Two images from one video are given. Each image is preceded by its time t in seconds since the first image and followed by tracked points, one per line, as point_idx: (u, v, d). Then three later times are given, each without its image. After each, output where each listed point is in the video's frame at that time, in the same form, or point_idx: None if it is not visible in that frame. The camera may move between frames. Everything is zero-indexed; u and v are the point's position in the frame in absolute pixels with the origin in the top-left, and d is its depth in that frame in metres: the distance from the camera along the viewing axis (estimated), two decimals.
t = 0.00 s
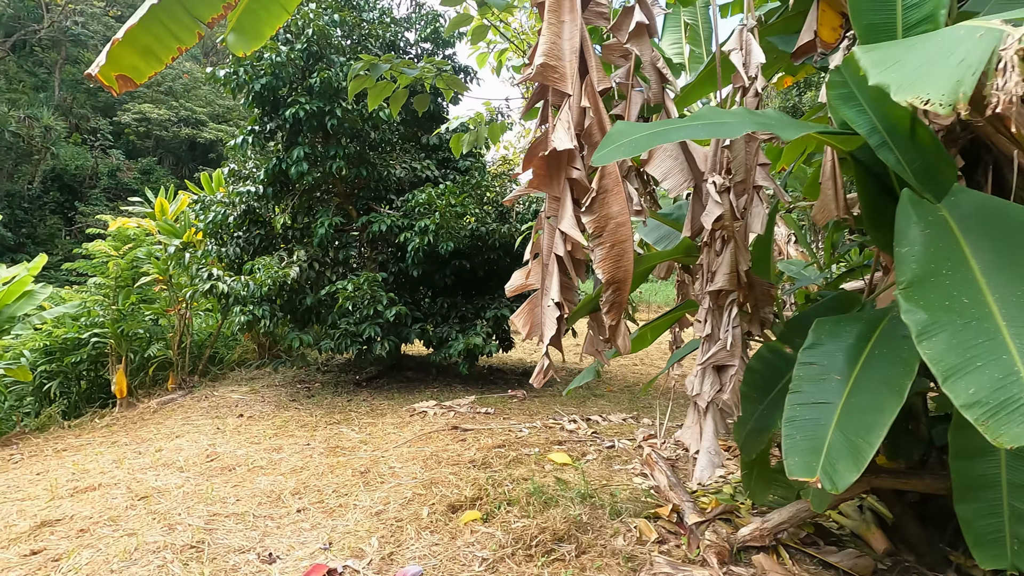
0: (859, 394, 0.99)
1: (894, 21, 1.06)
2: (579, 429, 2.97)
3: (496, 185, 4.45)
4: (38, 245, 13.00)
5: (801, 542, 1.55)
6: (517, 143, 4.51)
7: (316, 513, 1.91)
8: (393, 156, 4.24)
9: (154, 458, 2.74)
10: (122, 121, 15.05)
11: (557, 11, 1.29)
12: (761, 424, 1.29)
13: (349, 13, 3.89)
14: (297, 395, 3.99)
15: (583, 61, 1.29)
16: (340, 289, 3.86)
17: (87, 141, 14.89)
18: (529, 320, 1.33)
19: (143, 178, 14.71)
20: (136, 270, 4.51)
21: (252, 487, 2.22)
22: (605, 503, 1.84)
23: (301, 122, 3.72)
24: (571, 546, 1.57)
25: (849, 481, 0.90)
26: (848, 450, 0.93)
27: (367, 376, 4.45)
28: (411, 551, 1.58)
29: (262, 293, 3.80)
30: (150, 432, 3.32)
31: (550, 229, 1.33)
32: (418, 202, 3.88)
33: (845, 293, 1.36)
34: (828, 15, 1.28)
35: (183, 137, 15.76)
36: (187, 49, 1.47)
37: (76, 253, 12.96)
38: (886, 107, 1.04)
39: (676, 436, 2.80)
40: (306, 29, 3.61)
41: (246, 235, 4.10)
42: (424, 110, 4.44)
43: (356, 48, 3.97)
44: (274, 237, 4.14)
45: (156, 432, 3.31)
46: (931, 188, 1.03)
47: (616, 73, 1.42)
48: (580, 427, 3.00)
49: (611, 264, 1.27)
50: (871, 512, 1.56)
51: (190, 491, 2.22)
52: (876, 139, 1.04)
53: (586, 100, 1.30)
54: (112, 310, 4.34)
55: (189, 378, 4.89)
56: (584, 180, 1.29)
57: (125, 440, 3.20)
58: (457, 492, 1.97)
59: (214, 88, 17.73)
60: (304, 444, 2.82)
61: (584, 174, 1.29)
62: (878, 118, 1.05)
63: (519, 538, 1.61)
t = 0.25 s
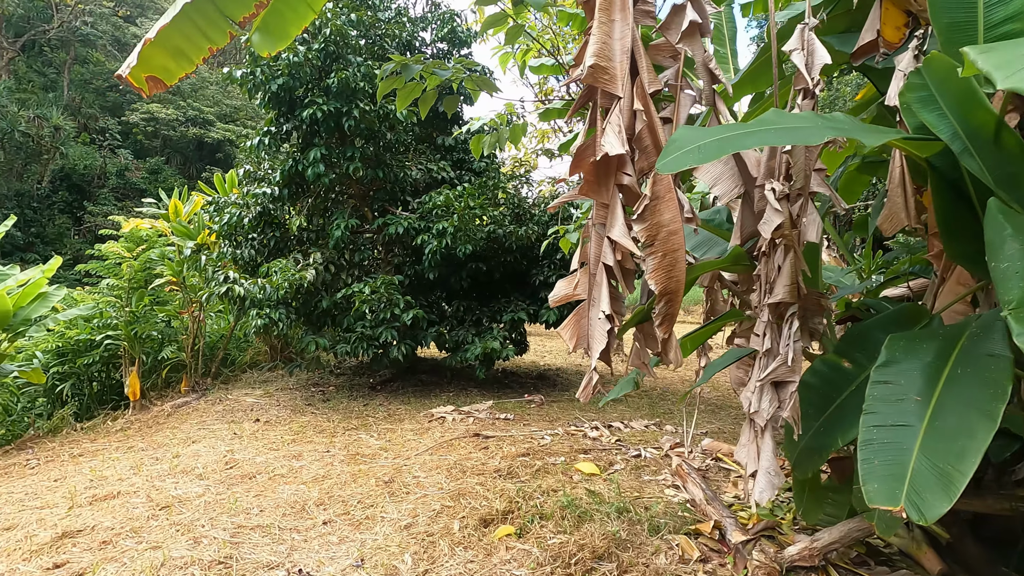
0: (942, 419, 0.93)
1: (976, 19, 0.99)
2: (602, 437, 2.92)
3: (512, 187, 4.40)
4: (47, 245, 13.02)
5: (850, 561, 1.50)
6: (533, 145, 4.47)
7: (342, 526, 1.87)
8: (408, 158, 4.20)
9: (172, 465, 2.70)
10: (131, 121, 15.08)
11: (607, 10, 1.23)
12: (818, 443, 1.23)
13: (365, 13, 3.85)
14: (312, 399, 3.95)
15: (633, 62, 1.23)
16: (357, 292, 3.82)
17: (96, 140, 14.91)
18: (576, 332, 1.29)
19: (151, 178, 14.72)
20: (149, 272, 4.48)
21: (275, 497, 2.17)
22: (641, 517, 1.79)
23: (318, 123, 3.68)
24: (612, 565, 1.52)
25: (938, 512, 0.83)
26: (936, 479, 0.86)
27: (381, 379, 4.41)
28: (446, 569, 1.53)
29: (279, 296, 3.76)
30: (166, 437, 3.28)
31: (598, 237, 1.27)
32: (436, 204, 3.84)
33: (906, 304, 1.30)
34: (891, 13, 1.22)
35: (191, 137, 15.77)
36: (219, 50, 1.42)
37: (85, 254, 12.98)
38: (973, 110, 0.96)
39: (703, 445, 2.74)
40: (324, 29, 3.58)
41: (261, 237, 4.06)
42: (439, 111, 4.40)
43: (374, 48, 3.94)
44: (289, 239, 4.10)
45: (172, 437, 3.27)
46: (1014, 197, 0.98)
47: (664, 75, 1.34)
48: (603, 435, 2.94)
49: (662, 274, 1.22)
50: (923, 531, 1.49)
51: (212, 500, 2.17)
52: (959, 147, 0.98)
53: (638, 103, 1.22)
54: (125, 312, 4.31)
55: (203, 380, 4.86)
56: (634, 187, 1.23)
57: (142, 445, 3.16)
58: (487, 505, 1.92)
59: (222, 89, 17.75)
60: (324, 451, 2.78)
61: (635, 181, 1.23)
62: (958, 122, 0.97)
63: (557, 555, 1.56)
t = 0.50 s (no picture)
0: (1019, 436, 0.91)
1: None
2: (623, 442, 2.89)
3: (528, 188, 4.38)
4: (56, 245, 13.07)
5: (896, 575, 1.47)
6: (549, 146, 4.44)
7: (372, 533, 1.85)
8: (424, 159, 4.19)
9: (193, 469, 2.69)
10: (139, 121, 15.13)
11: (657, 11, 1.20)
12: (872, 453, 1.19)
13: (382, 13, 3.83)
14: (328, 401, 3.94)
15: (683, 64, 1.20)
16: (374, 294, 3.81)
17: (104, 141, 14.95)
18: (622, 341, 1.27)
19: (159, 178, 14.76)
20: (163, 273, 4.47)
21: (299, 503, 2.15)
22: (676, 527, 1.75)
23: (335, 125, 3.67)
24: None
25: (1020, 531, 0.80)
26: (1015, 497, 0.84)
27: (396, 382, 4.39)
28: None
29: (296, 299, 3.71)
30: (184, 440, 3.27)
31: (645, 244, 1.24)
32: (453, 205, 3.83)
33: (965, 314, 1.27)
34: (950, 13, 1.20)
35: (199, 137, 15.80)
36: (256, 52, 1.39)
37: (94, 254, 13.02)
38: None
39: (727, 451, 2.70)
40: (341, 30, 3.56)
41: (277, 239, 4.05)
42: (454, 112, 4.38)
43: (390, 49, 3.92)
44: (305, 240, 4.09)
45: (189, 439, 3.26)
46: None
47: (711, 77, 1.33)
48: (624, 440, 2.91)
49: (713, 281, 1.19)
50: (972, 544, 1.45)
51: (236, 506, 2.15)
52: None
53: (688, 105, 1.19)
54: (140, 313, 4.30)
55: (216, 382, 4.85)
56: (683, 193, 1.20)
57: (160, 448, 3.15)
58: (517, 513, 1.90)
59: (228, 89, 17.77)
60: (344, 455, 2.75)
61: (684, 186, 1.20)
62: None
63: (595, 568, 1.53)
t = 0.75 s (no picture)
0: None
1: None
2: (641, 447, 2.87)
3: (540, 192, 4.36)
4: (66, 247, 13.17)
5: None
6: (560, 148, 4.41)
7: (397, 542, 1.84)
8: (437, 163, 4.19)
9: (212, 474, 2.69)
10: (147, 124, 15.22)
11: (694, 19, 1.20)
12: (910, 466, 1.18)
13: (396, 18, 3.84)
14: (342, 405, 3.94)
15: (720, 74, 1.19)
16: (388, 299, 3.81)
17: (113, 144, 15.03)
18: (657, 352, 1.25)
19: (168, 181, 14.84)
20: (177, 278, 4.49)
21: (321, 510, 2.15)
22: (704, 536, 1.74)
23: (350, 129, 3.67)
24: None
25: None
26: None
27: (409, 385, 4.39)
28: None
29: (312, 304, 3.67)
30: (201, 444, 3.28)
31: (680, 253, 1.23)
32: (467, 209, 3.83)
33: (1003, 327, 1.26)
34: (990, 21, 1.19)
35: (207, 140, 15.88)
36: (287, 61, 1.40)
37: (104, 257, 13.10)
38: None
39: (748, 457, 2.68)
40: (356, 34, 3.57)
41: (291, 243, 4.06)
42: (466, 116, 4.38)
43: (404, 53, 3.93)
44: (319, 245, 4.10)
45: (207, 444, 3.27)
46: None
47: (745, 84, 1.33)
48: (642, 445, 2.90)
49: (750, 292, 1.18)
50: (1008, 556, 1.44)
51: (258, 513, 2.15)
52: None
53: (724, 114, 1.18)
54: (154, 318, 4.31)
55: (229, 385, 4.87)
56: (719, 203, 1.20)
57: (178, 452, 3.16)
58: (542, 521, 1.89)
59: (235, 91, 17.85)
60: (362, 460, 2.75)
61: (721, 196, 1.19)
62: None
63: None
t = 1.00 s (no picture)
0: None
1: None
2: (654, 454, 2.85)
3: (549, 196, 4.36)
4: (71, 251, 13.21)
5: None
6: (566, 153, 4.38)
7: (415, 551, 1.83)
8: (446, 168, 4.20)
9: (224, 481, 2.68)
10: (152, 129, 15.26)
11: (722, 27, 1.19)
12: (944, 478, 1.17)
13: (405, 23, 3.85)
14: (351, 411, 3.92)
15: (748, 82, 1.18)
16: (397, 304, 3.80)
17: (118, 148, 15.08)
18: (684, 363, 1.25)
19: (172, 185, 14.86)
20: (185, 283, 4.48)
21: (336, 518, 2.13)
22: (726, 548, 1.72)
23: (359, 135, 3.67)
24: None
25: None
26: None
27: (417, 391, 4.38)
28: None
29: (321, 309, 3.69)
30: (211, 451, 3.27)
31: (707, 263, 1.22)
32: (477, 214, 3.82)
33: None
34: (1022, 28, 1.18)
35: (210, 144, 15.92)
36: (307, 70, 1.39)
37: (108, 261, 13.11)
38: None
39: (762, 464, 2.66)
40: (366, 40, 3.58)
41: (300, 249, 4.05)
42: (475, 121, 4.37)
43: (413, 59, 3.94)
44: (328, 250, 4.10)
45: (217, 450, 3.26)
46: None
47: (770, 92, 1.32)
48: (655, 452, 2.88)
49: (780, 302, 1.16)
50: None
51: (273, 521, 2.14)
52: None
53: (752, 123, 1.17)
54: (162, 323, 4.30)
55: (237, 391, 4.86)
56: (747, 212, 1.18)
57: (188, 459, 3.15)
58: (560, 531, 1.87)
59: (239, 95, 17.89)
60: (375, 468, 2.74)
61: (750, 206, 1.18)
62: None
63: None
